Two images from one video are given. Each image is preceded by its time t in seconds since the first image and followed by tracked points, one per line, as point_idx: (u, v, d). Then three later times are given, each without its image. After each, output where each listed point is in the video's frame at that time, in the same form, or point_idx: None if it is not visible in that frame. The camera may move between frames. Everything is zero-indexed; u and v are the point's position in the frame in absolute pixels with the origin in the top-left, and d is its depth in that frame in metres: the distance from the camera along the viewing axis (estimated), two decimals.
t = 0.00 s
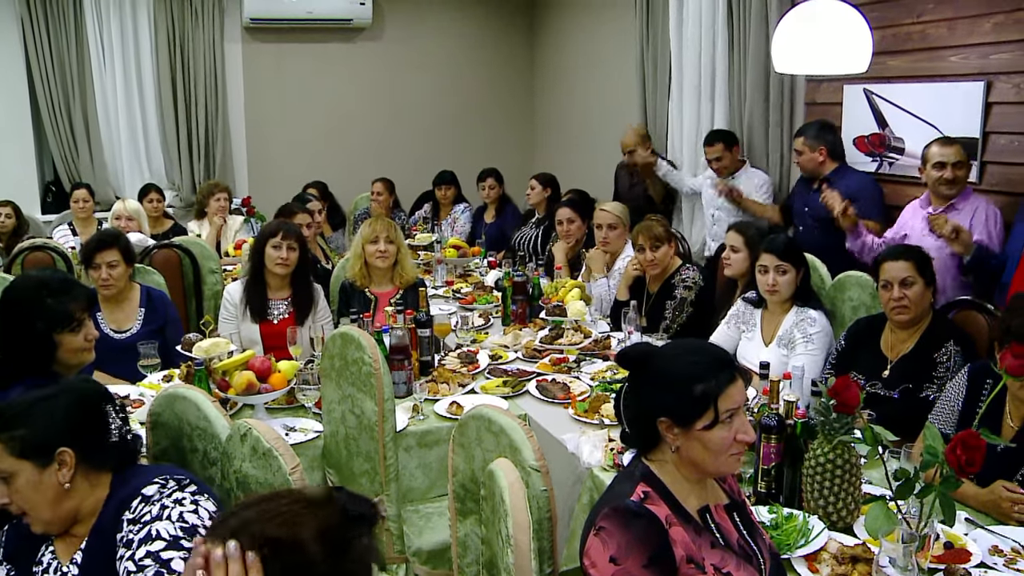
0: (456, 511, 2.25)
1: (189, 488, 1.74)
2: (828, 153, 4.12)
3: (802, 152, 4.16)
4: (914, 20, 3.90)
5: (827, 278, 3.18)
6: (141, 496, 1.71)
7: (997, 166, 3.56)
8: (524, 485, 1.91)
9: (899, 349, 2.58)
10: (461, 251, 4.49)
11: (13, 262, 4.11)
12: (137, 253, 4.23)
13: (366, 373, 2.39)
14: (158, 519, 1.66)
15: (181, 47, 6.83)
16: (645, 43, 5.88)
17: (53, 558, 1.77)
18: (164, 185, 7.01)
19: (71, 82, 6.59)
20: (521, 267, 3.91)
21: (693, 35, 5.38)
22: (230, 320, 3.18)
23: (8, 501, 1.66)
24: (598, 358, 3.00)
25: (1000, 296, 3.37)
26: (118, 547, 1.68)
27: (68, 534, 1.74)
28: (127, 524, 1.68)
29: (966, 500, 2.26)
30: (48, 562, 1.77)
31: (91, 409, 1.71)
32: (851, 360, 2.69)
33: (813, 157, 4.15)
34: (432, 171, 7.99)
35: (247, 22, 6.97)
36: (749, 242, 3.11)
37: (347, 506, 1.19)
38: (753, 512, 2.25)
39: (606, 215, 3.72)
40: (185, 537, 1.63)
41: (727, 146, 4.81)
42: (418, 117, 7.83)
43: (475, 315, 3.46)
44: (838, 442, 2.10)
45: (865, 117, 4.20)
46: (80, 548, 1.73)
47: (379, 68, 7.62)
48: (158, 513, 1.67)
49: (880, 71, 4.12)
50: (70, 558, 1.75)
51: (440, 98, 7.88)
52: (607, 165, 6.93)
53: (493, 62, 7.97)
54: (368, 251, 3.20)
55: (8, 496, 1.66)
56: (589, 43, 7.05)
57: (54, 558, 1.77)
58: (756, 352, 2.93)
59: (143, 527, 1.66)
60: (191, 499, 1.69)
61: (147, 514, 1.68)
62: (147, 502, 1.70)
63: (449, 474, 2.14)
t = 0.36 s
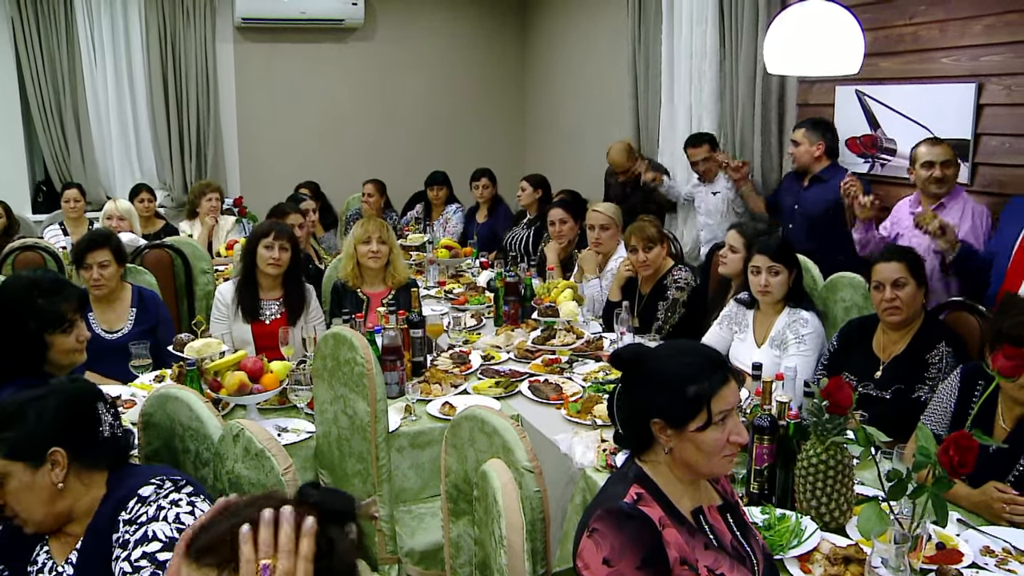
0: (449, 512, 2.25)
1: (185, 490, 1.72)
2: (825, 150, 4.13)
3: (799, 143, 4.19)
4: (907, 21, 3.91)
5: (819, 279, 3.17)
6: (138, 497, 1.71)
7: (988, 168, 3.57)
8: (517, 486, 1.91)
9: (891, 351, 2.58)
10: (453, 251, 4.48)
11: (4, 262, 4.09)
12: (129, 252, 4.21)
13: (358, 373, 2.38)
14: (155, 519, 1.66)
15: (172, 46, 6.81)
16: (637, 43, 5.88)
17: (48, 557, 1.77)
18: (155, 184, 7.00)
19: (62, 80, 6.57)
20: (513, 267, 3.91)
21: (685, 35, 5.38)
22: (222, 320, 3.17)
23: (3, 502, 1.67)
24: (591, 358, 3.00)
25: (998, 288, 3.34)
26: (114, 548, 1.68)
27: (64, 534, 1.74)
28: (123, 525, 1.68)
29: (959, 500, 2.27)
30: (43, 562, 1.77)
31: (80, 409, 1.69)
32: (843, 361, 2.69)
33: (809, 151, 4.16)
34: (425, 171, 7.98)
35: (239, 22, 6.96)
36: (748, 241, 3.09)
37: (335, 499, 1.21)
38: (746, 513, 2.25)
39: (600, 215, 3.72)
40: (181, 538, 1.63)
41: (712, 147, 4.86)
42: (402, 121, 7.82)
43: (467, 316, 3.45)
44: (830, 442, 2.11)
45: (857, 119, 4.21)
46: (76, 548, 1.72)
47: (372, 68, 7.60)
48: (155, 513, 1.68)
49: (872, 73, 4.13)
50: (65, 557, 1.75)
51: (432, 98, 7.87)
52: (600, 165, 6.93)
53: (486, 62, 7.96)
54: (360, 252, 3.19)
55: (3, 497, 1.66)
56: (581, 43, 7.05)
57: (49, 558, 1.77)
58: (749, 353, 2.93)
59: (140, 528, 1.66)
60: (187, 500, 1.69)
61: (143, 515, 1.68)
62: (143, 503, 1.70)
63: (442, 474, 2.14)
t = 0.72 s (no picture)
0: (436, 511, 2.24)
1: (177, 495, 1.72)
2: (828, 155, 4.15)
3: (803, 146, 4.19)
4: (893, 19, 3.92)
5: (807, 275, 3.18)
6: (130, 500, 1.70)
7: (974, 165, 3.58)
8: (504, 485, 1.91)
9: (878, 347, 2.59)
10: (441, 249, 4.48)
11: None
12: (115, 252, 4.19)
13: (345, 372, 2.38)
14: (147, 524, 1.65)
15: (159, 44, 6.79)
16: (625, 41, 5.89)
17: (34, 561, 1.76)
18: (141, 183, 6.96)
19: (47, 78, 6.52)
20: (501, 265, 3.90)
21: (672, 33, 5.38)
22: (210, 320, 3.16)
23: None
24: (578, 357, 3.00)
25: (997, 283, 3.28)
26: (104, 552, 1.66)
27: (52, 536, 1.73)
28: (115, 529, 1.67)
29: (945, 496, 2.27)
30: (29, 565, 1.76)
31: (71, 409, 1.69)
32: (830, 357, 2.69)
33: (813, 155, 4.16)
34: (413, 170, 7.97)
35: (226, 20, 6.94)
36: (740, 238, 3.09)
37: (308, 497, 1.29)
38: (734, 510, 2.25)
39: (587, 213, 3.71)
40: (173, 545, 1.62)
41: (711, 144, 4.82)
42: (392, 119, 7.81)
43: (455, 314, 3.44)
44: (818, 439, 2.11)
45: (845, 116, 4.22)
46: (65, 551, 1.72)
47: (359, 66, 7.59)
48: (148, 518, 1.66)
49: (859, 70, 4.14)
50: (52, 561, 1.74)
51: (420, 97, 7.86)
52: (588, 163, 6.93)
53: (474, 61, 7.96)
54: (347, 250, 3.19)
55: None
56: (568, 41, 7.06)
57: (35, 562, 1.76)
58: (737, 350, 2.94)
59: (133, 532, 1.65)
60: (179, 505, 1.67)
61: (136, 520, 1.67)
62: (135, 507, 1.69)
63: (429, 473, 2.14)
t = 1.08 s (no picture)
0: (411, 511, 2.24)
1: (163, 511, 1.74)
2: (804, 146, 4.14)
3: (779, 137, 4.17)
4: (864, 17, 3.95)
5: (780, 272, 3.19)
6: (116, 518, 1.71)
7: (946, 162, 3.60)
8: (477, 484, 1.91)
9: (851, 343, 2.60)
10: (416, 248, 4.47)
11: None
12: (87, 253, 4.15)
13: (318, 372, 2.37)
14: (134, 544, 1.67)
15: (130, 42, 6.73)
16: (600, 39, 5.90)
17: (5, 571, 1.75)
18: (113, 183, 6.90)
19: (15, 76, 6.44)
20: (476, 264, 3.89)
21: (645, 31, 5.40)
22: (183, 321, 3.14)
23: None
24: (554, 355, 3.00)
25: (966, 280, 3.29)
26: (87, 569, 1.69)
27: (27, 545, 1.73)
28: (100, 547, 1.69)
29: (916, 490, 2.29)
30: None
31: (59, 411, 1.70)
32: (803, 354, 2.70)
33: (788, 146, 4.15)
34: (388, 169, 7.95)
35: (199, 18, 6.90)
36: (705, 232, 3.14)
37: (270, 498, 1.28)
38: (708, 507, 2.25)
39: (562, 211, 3.72)
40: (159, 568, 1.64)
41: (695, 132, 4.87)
42: (359, 121, 7.78)
43: (430, 313, 3.44)
44: (791, 435, 2.12)
45: (819, 114, 4.24)
46: (42, 561, 1.72)
47: (333, 65, 7.58)
48: (133, 538, 1.68)
49: (832, 68, 4.16)
50: (27, 571, 1.74)
51: (396, 97, 7.86)
52: (563, 161, 6.94)
53: (449, 60, 7.96)
54: (321, 250, 3.17)
55: None
56: (543, 38, 7.06)
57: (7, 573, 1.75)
58: (711, 347, 2.94)
59: (118, 552, 1.67)
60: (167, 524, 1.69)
61: (122, 539, 1.69)
62: (121, 526, 1.70)
63: (402, 473, 2.13)
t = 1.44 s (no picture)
0: (378, 514, 2.23)
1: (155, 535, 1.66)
2: (744, 146, 4.26)
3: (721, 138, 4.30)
4: (827, 19, 3.99)
5: (746, 272, 3.22)
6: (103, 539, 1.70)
7: (908, 162, 3.65)
8: (443, 486, 1.90)
9: (816, 341, 2.63)
10: (384, 251, 4.46)
11: None
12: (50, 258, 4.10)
13: (285, 375, 2.36)
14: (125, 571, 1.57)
15: (94, 43, 6.65)
16: (567, 40, 5.91)
17: None
18: (78, 189, 6.74)
19: None
20: (444, 266, 3.89)
21: (611, 34, 5.43)
22: (149, 326, 3.11)
23: None
24: (522, 356, 3.00)
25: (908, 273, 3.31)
26: None
27: (4, 557, 1.73)
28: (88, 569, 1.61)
29: (880, 486, 2.32)
30: None
31: (52, 419, 1.70)
32: (770, 352, 2.73)
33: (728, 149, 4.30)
34: (355, 171, 7.93)
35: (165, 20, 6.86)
36: (668, 234, 3.17)
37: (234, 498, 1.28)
38: (676, 506, 2.26)
39: (529, 213, 3.73)
40: None
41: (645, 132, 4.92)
42: (327, 122, 7.76)
43: (398, 316, 3.43)
44: (756, 434, 2.14)
45: (784, 116, 4.28)
46: None
47: (300, 67, 7.56)
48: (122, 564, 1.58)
49: (796, 70, 4.20)
50: None
51: (365, 99, 7.84)
52: (531, 163, 6.95)
53: (417, 62, 7.96)
54: (288, 253, 3.16)
55: None
56: (512, 39, 7.08)
57: None
58: (677, 347, 2.96)
59: None
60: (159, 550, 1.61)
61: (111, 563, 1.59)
62: (111, 548, 1.62)
63: (369, 476, 2.12)
